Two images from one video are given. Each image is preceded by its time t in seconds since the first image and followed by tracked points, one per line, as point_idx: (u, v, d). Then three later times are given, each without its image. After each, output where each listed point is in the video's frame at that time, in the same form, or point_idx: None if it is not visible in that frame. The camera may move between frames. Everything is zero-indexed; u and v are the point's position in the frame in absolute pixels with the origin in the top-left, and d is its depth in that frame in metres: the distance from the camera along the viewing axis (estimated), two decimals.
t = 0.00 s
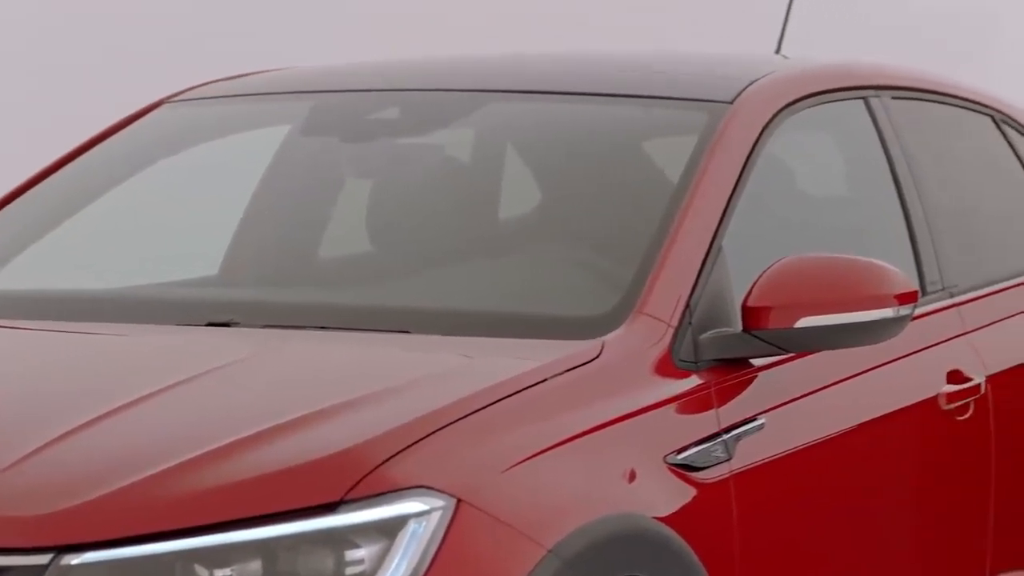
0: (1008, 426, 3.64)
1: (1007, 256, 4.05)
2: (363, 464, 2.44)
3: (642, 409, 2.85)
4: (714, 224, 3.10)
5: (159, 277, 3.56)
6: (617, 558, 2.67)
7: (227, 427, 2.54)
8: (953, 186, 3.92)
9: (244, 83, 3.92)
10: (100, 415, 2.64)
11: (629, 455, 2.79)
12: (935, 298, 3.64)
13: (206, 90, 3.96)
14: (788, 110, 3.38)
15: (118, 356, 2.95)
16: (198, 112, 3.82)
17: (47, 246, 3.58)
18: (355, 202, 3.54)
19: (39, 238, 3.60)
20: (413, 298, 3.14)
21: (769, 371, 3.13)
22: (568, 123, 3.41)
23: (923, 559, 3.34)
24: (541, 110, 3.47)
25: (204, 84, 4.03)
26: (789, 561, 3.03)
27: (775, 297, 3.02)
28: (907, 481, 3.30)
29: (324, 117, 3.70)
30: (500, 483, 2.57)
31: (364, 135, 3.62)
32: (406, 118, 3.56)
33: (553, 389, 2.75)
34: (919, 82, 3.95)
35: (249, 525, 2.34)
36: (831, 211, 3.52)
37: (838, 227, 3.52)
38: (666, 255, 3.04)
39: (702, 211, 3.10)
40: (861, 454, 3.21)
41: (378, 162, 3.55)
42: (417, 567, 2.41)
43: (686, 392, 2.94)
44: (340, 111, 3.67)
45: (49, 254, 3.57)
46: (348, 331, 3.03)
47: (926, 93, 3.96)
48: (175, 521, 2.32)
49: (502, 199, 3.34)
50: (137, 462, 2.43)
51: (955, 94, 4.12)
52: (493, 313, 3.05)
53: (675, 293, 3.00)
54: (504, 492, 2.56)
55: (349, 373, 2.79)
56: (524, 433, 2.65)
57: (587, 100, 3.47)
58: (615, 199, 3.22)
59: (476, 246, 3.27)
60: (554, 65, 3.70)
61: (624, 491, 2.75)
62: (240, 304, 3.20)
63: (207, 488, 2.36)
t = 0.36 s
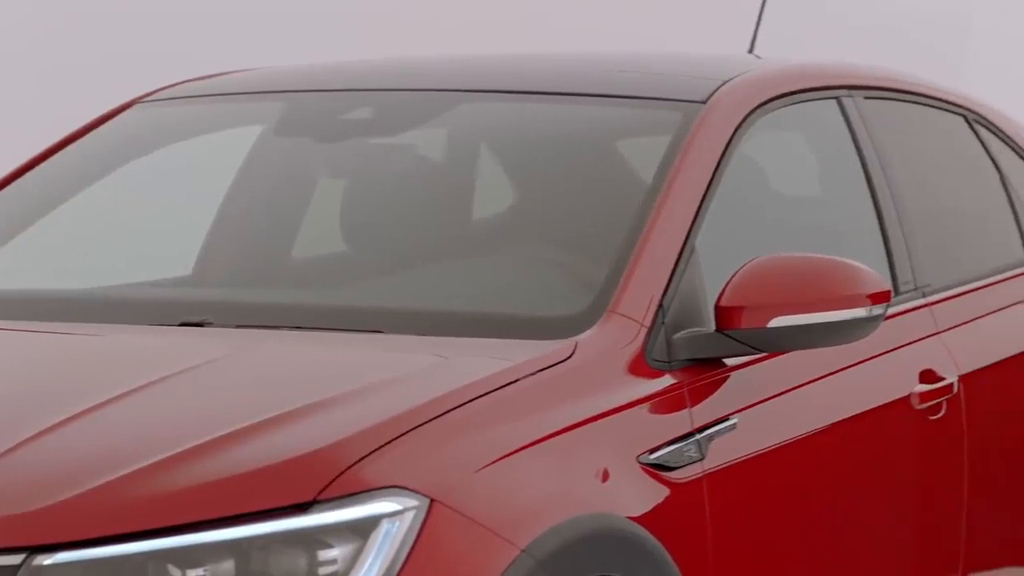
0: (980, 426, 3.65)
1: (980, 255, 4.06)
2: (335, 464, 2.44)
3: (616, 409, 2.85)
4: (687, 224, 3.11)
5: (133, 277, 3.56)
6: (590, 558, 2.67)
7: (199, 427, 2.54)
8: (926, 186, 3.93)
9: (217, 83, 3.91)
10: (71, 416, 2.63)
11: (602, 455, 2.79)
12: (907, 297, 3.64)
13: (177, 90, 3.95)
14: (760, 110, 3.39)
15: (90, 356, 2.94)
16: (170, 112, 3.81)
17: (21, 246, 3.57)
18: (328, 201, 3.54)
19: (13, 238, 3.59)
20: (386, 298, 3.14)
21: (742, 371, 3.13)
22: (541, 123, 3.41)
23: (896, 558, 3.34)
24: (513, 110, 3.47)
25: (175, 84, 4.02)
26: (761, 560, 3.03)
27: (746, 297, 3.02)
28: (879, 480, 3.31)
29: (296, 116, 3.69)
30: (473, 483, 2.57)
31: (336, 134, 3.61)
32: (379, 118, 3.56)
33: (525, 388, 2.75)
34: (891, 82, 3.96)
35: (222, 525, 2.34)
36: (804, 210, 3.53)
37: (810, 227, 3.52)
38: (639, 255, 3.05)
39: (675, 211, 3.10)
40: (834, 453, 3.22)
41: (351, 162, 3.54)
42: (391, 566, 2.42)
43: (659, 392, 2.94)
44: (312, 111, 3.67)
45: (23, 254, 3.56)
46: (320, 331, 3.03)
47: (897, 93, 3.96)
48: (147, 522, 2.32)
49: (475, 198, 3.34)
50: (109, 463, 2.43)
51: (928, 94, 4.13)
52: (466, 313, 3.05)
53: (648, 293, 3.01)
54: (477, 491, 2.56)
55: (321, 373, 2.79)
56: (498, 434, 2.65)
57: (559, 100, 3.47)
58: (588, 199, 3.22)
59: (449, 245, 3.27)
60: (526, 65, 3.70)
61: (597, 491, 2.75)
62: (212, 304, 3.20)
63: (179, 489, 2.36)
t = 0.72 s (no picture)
0: (953, 425, 3.65)
1: (955, 255, 4.06)
2: (308, 463, 2.44)
3: (589, 408, 2.85)
4: (660, 224, 3.11)
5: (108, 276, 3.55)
6: (562, 557, 2.67)
7: (171, 427, 2.54)
8: (899, 185, 3.93)
9: (188, 82, 3.90)
10: (42, 416, 2.63)
11: (575, 454, 2.79)
12: (880, 296, 3.64)
13: (148, 89, 3.94)
14: (733, 109, 3.39)
15: (60, 356, 2.94)
16: (141, 111, 3.81)
17: None
18: (301, 201, 3.54)
19: None
20: (360, 298, 3.14)
21: (716, 370, 3.13)
22: (513, 122, 3.41)
23: (869, 557, 3.35)
24: (485, 109, 3.47)
25: (146, 84, 4.02)
26: (734, 559, 3.03)
27: (719, 296, 3.02)
28: (852, 479, 3.31)
29: (269, 116, 3.69)
30: (446, 482, 2.57)
31: (309, 133, 3.61)
32: (351, 118, 3.56)
33: (498, 388, 2.75)
34: (863, 82, 3.96)
35: (193, 525, 2.34)
36: (775, 209, 3.53)
37: (783, 226, 3.52)
38: (612, 254, 3.05)
39: (648, 211, 3.11)
40: (807, 452, 3.22)
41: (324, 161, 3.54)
42: (364, 565, 2.42)
43: (631, 391, 2.94)
44: (285, 111, 3.66)
45: None
46: (292, 331, 3.03)
47: (869, 92, 3.97)
48: (119, 522, 2.32)
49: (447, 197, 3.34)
50: (80, 462, 2.43)
51: (901, 94, 4.13)
52: (439, 312, 3.05)
53: (621, 292, 3.01)
54: (450, 490, 2.57)
55: (291, 372, 2.79)
56: (471, 433, 2.66)
57: (531, 99, 3.47)
58: (561, 199, 3.22)
59: (422, 245, 3.27)
60: (498, 64, 3.70)
61: (570, 490, 2.75)
62: (185, 304, 3.19)
63: (151, 489, 2.36)
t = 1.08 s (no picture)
0: (926, 425, 3.66)
1: (929, 253, 4.06)
2: (281, 463, 2.44)
3: (563, 407, 2.85)
4: (634, 222, 3.11)
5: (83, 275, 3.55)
6: (535, 557, 2.67)
7: (143, 426, 2.53)
8: (873, 184, 3.93)
9: (159, 82, 3.89)
10: (14, 416, 2.62)
11: (549, 453, 2.79)
12: (854, 295, 3.65)
13: (121, 88, 3.93)
14: (705, 109, 3.40)
15: (32, 355, 2.93)
16: (114, 110, 3.80)
17: None
18: (275, 200, 3.53)
19: None
20: (335, 297, 3.14)
21: (689, 369, 3.13)
22: (486, 121, 3.41)
23: (841, 557, 3.35)
24: (458, 109, 3.47)
25: (119, 83, 4.01)
26: (708, 559, 3.04)
27: (693, 295, 3.02)
28: (825, 478, 3.32)
29: (242, 115, 3.69)
30: (420, 482, 2.57)
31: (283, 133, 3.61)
32: (325, 117, 3.56)
33: (471, 388, 2.75)
34: (836, 81, 3.97)
35: (164, 525, 2.34)
36: (748, 208, 3.53)
37: (757, 225, 3.53)
38: (586, 254, 3.05)
39: (621, 211, 3.11)
40: (779, 452, 3.22)
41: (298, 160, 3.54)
42: (337, 564, 2.42)
43: (605, 390, 2.94)
44: (258, 110, 3.66)
45: None
46: (265, 330, 3.03)
47: (842, 92, 3.97)
48: (91, 522, 2.32)
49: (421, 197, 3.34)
50: (52, 462, 2.42)
51: (874, 93, 4.14)
52: (412, 311, 3.05)
53: (595, 292, 3.01)
54: (423, 490, 2.57)
55: (263, 371, 2.79)
56: (444, 432, 2.66)
57: (504, 98, 3.47)
58: (535, 199, 3.22)
59: (397, 245, 3.27)
60: (472, 63, 3.70)
61: (543, 490, 2.75)
62: (159, 303, 3.19)
63: (123, 489, 2.36)
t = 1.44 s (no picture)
0: (901, 423, 3.67)
1: (904, 251, 4.06)
2: (257, 462, 2.44)
3: (539, 406, 2.86)
4: (608, 221, 3.12)
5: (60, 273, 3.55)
6: (511, 555, 2.68)
7: (118, 425, 2.53)
8: (848, 182, 3.94)
9: (135, 80, 3.88)
10: None
11: (525, 451, 2.79)
12: (831, 294, 3.65)
13: (97, 86, 3.93)
14: (680, 108, 3.41)
15: (7, 354, 2.93)
16: (89, 108, 3.79)
17: None
18: (251, 198, 3.53)
19: None
20: (311, 295, 3.14)
21: (665, 368, 3.13)
22: (461, 120, 3.41)
23: (816, 556, 3.36)
24: (434, 108, 3.47)
25: (95, 81, 4.00)
26: (684, 557, 3.04)
27: (670, 292, 3.02)
28: (800, 477, 3.32)
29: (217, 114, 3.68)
30: (396, 480, 2.57)
31: (258, 131, 3.60)
32: (300, 116, 3.56)
33: (447, 386, 2.75)
34: (812, 81, 3.98)
35: (140, 524, 2.34)
36: (723, 207, 3.53)
37: (733, 223, 3.53)
38: (561, 253, 3.05)
39: (596, 210, 3.12)
40: (755, 450, 3.23)
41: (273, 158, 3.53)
42: (313, 563, 2.42)
43: (580, 389, 2.94)
44: (232, 109, 3.66)
45: None
46: (241, 329, 3.03)
47: (818, 91, 3.98)
48: (66, 521, 2.32)
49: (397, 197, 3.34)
50: (27, 461, 2.42)
51: (848, 91, 4.14)
52: (388, 310, 3.05)
53: (571, 290, 3.01)
54: (399, 488, 2.57)
55: (237, 370, 2.78)
56: (420, 431, 2.66)
57: (479, 97, 3.47)
58: (510, 197, 3.22)
59: (373, 244, 3.27)
60: (446, 61, 3.70)
61: (519, 488, 2.75)
62: (136, 302, 3.19)
63: (98, 488, 2.36)
